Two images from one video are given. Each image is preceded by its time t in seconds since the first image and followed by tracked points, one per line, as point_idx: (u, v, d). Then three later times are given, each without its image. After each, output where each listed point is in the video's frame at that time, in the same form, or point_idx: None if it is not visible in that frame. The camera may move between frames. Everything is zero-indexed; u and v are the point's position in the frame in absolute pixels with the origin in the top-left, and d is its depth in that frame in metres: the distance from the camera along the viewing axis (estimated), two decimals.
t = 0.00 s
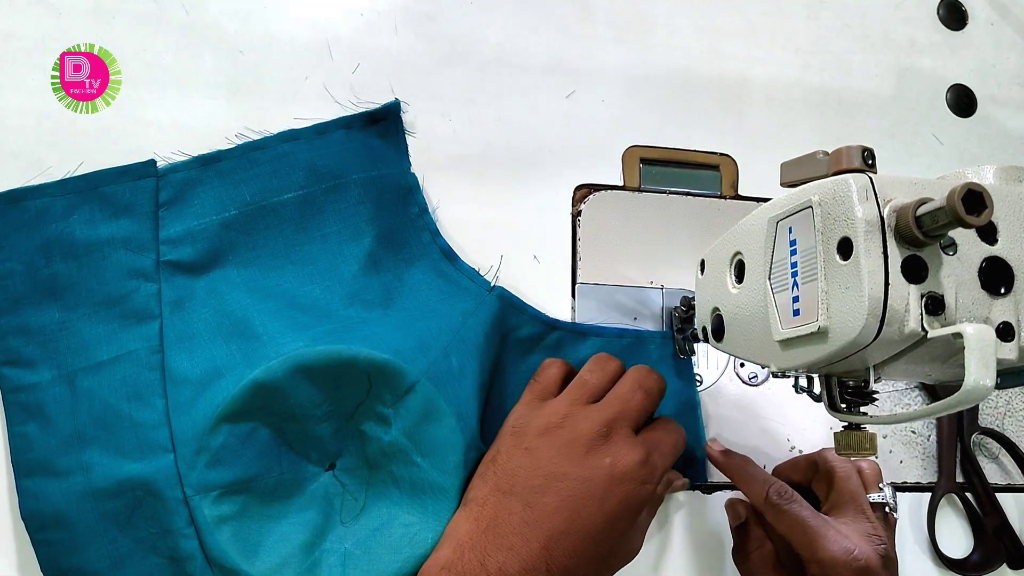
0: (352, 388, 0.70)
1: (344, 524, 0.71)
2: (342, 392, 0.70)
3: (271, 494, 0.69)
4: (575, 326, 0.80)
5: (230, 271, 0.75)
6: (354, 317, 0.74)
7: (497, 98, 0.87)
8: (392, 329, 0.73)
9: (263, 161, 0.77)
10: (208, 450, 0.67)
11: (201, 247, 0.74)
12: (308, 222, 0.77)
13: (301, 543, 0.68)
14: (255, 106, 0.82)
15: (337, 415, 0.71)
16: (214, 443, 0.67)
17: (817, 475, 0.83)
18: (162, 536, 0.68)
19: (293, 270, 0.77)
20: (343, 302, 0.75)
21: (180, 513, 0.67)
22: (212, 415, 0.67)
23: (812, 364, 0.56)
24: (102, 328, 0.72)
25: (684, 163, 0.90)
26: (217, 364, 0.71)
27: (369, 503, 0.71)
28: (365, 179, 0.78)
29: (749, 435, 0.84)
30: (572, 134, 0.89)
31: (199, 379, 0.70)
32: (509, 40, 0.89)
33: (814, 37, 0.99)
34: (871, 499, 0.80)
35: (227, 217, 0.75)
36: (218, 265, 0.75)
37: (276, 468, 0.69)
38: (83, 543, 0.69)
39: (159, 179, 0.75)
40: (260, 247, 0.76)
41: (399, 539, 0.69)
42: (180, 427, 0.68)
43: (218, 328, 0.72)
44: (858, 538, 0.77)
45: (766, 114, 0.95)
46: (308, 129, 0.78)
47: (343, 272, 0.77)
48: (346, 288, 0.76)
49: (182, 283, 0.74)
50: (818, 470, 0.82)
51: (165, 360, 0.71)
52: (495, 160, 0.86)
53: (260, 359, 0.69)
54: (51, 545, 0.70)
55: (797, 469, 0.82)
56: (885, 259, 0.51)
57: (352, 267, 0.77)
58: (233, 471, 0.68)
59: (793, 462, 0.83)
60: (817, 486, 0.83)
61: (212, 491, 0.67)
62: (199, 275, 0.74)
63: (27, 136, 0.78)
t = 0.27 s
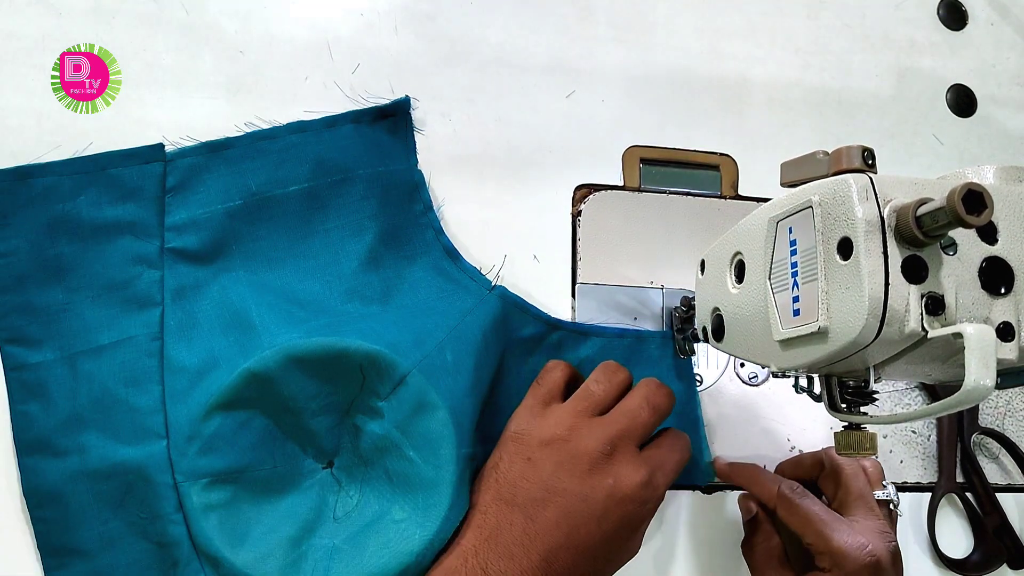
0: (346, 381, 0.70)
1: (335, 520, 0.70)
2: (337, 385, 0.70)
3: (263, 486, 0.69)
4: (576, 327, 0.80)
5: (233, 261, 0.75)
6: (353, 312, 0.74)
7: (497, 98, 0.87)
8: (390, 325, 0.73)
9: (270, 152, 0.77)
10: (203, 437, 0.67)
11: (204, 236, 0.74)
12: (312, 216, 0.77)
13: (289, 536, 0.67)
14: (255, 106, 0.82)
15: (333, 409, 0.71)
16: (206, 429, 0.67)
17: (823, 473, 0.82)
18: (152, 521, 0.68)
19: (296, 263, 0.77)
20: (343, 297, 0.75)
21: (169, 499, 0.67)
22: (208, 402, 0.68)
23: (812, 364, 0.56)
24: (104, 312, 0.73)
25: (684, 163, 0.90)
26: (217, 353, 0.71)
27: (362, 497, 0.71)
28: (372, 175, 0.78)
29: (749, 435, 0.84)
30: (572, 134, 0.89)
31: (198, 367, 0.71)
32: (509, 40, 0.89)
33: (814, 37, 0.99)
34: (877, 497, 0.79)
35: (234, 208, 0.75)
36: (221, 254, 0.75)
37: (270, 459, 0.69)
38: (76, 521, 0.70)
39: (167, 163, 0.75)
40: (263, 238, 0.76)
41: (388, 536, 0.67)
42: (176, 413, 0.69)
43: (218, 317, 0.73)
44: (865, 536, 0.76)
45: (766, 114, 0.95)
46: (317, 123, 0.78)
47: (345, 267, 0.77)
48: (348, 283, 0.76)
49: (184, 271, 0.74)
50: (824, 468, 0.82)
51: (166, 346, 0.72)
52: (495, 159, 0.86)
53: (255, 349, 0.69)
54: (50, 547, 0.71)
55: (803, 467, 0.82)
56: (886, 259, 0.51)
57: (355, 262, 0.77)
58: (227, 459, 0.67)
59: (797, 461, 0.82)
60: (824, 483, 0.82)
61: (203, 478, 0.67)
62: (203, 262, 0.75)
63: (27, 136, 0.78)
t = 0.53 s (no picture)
0: (346, 381, 0.70)
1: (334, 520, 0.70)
2: (338, 385, 0.70)
3: (263, 486, 0.69)
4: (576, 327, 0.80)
5: (232, 261, 0.75)
6: (353, 312, 0.74)
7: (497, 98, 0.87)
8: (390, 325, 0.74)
9: (270, 152, 0.77)
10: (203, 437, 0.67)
11: (205, 236, 0.74)
12: (313, 216, 0.77)
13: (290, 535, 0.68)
14: (255, 106, 0.82)
15: (334, 409, 0.71)
16: (206, 430, 0.67)
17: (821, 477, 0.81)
18: (152, 522, 0.68)
19: (297, 263, 0.77)
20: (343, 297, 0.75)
21: (169, 499, 0.67)
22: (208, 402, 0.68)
23: (812, 364, 0.56)
24: (104, 312, 0.73)
25: (684, 162, 0.90)
26: (217, 353, 0.71)
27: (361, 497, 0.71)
28: (372, 175, 0.78)
29: (749, 435, 0.84)
30: (572, 134, 0.89)
31: (198, 367, 0.71)
32: (509, 40, 0.89)
33: (814, 37, 0.99)
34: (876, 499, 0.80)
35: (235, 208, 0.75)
36: (221, 254, 0.75)
37: (271, 459, 0.69)
38: (76, 521, 0.70)
39: (167, 163, 0.75)
40: (264, 238, 0.76)
41: (389, 537, 0.68)
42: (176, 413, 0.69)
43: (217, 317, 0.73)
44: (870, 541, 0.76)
45: (766, 114, 0.95)
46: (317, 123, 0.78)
47: (345, 268, 0.77)
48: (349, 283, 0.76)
49: (184, 271, 0.74)
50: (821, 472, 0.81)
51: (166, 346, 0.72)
52: (495, 159, 0.86)
53: (255, 349, 0.69)
54: (50, 546, 0.71)
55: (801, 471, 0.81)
56: (886, 258, 0.51)
57: (355, 263, 0.77)
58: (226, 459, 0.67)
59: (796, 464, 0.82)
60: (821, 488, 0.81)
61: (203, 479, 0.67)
62: (202, 262, 0.74)
63: (27, 136, 0.78)
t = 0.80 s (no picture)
0: (345, 380, 0.70)
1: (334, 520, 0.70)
2: (338, 384, 0.70)
3: (263, 485, 0.69)
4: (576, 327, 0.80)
5: (232, 261, 0.75)
6: (352, 311, 0.74)
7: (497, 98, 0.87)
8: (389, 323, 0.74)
9: (270, 151, 0.77)
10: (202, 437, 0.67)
11: (204, 235, 0.74)
12: (312, 216, 0.77)
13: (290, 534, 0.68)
14: (255, 106, 0.82)
15: (333, 408, 0.71)
16: (206, 429, 0.67)
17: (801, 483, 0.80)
18: (152, 520, 0.68)
19: (296, 263, 0.76)
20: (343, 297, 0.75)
21: (169, 498, 0.67)
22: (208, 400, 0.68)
23: (812, 364, 0.56)
24: (104, 310, 0.73)
25: (684, 162, 0.90)
26: (216, 352, 0.71)
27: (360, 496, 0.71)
28: (372, 174, 0.78)
29: (749, 435, 0.84)
30: (572, 134, 0.89)
31: (198, 367, 0.71)
32: (509, 39, 0.89)
33: (814, 37, 0.99)
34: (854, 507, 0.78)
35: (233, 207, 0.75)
36: (220, 253, 0.75)
37: (270, 458, 0.69)
38: (76, 520, 0.70)
39: (167, 162, 0.75)
40: (263, 237, 0.76)
41: (387, 535, 0.68)
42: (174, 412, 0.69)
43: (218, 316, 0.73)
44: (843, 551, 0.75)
45: (766, 114, 0.95)
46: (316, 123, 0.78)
47: (345, 267, 0.77)
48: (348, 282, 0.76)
49: (184, 270, 0.74)
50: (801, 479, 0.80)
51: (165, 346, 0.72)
52: (495, 159, 0.86)
53: (255, 348, 0.69)
54: (50, 545, 0.71)
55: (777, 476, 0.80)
56: (885, 258, 0.51)
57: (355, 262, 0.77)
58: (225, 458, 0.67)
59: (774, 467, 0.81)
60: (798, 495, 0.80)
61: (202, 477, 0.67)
62: (201, 261, 0.74)
63: (28, 136, 0.78)
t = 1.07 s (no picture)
0: (345, 377, 0.70)
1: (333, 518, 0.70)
2: (338, 382, 0.70)
3: (263, 483, 0.69)
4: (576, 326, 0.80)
5: (232, 259, 0.75)
6: (352, 310, 0.74)
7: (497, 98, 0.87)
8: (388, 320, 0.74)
9: (270, 149, 0.77)
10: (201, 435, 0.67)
11: (204, 234, 0.74)
12: (312, 214, 0.77)
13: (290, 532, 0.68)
14: (255, 106, 0.82)
15: (333, 406, 0.71)
16: (206, 427, 0.67)
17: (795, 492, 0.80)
18: (151, 518, 0.68)
19: (296, 261, 0.76)
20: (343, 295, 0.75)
21: (169, 495, 0.67)
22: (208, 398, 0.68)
23: (812, 364, 0.56)
24: (104, 308, 0.73)
25: (684, 163, 0.90)
26: (216, 351, 0.71)
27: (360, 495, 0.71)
28: (372, 173, 0.78)
29: (749, 435, 0.84)
30: (572, 134, 0.89)
31: (198, 365, 0.71)
32: (508, 40, 0.89)
33: (814, 37, 0.99)
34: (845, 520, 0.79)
35: (232, 206, 0.75)
36: (220, 252, 0.75)
37: (270, 456, 0.69)
38: (76, 518, 0.70)
39: (167, 161, 0.75)
40: (263, 236, 0.76)
41: (387, 531, 0.68)
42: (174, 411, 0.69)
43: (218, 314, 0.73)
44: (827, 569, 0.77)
45: (766, 114, 0.95)
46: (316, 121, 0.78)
47: (344, 266, 0.77)
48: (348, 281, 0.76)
49: (184, 269, 0.74)
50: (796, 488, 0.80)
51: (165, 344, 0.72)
52: (495, 159, 0.86)
53: (255, 346, 0.69)
54: (50, 543, 0.71)
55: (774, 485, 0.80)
56: (886, 258, 0.51)
57: (355, 261, 0.77)
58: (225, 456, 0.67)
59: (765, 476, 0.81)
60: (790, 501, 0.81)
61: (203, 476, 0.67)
62: (200, 260, 0.74)
63: (28, 136, 0.78)
